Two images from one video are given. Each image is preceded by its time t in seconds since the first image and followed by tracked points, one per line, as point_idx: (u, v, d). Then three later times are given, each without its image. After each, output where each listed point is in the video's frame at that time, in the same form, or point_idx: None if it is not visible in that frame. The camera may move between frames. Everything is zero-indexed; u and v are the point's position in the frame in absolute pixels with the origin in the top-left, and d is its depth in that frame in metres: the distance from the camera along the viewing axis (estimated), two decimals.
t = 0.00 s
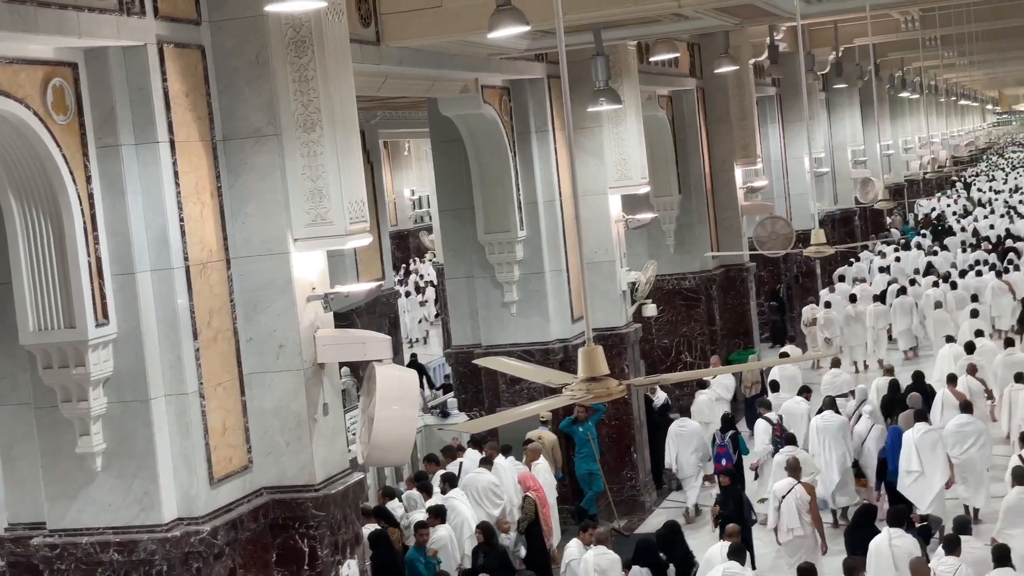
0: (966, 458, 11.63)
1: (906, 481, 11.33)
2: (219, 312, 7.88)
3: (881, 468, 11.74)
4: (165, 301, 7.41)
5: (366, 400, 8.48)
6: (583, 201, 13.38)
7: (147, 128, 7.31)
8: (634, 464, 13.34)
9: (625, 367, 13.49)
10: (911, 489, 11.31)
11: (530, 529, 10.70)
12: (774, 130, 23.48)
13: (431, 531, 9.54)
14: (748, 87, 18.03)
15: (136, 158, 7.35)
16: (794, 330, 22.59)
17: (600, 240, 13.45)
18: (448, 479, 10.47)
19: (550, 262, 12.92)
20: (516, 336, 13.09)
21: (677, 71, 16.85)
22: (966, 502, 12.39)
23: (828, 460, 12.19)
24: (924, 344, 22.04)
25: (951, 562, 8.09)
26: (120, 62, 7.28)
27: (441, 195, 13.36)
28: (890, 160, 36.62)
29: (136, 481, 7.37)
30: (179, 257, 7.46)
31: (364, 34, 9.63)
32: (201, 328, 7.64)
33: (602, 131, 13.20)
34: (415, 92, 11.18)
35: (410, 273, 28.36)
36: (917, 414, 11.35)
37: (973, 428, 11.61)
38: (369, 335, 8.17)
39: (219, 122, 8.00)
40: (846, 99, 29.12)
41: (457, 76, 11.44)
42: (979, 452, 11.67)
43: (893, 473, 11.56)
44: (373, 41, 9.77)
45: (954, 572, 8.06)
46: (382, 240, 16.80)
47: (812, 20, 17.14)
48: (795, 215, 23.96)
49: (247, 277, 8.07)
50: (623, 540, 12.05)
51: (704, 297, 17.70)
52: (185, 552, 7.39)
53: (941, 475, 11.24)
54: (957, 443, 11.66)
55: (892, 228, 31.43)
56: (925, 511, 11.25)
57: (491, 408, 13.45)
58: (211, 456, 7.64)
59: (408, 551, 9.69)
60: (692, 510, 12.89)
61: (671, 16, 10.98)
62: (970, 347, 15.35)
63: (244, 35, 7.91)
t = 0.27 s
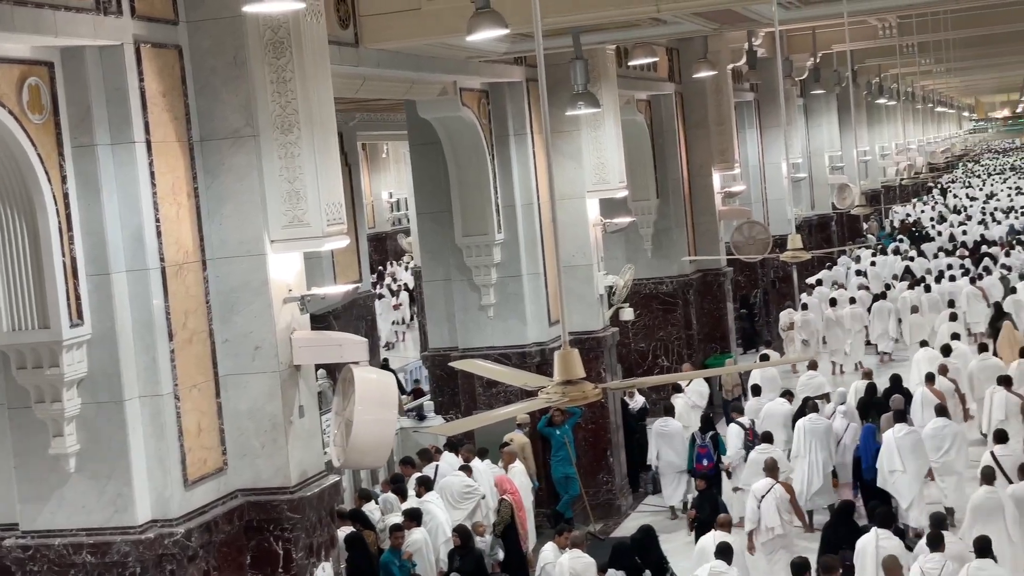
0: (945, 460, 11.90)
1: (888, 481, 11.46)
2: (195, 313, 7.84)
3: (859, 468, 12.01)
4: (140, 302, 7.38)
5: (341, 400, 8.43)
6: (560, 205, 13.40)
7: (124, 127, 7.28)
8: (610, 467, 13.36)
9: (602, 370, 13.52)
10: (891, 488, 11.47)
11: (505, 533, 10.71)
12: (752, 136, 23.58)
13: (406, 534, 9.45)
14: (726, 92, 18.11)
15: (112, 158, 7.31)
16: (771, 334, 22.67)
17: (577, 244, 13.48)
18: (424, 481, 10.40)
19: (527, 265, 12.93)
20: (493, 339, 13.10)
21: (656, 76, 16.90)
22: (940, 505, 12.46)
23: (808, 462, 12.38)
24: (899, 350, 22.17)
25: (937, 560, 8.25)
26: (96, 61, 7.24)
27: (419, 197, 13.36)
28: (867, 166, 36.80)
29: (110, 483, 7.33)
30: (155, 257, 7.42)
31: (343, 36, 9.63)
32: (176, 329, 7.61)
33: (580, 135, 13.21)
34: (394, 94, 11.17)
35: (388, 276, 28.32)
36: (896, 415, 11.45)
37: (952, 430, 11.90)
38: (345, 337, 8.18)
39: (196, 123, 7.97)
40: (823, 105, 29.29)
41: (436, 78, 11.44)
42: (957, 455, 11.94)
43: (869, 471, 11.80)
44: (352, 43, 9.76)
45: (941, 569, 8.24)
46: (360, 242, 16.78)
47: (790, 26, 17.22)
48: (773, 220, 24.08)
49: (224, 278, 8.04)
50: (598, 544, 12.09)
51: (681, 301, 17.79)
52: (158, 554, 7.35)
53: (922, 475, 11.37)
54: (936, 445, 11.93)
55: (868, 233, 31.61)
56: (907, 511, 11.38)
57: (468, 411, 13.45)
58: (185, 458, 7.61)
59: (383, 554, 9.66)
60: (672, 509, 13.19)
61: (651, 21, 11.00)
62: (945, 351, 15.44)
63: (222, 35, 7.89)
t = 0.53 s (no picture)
0: (916, 459, 12.11)
1: (861, 481, 11.58)
2: (168, 314, 7.81)
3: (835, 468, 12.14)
4: (112, 303, 7.33)
5: (313, 400, 8.35)
6: (536, 209, 13.42)
7: (97, 128, 7.23)
8: (584, 471, 13.38)
9: (576, 374, 13.54)
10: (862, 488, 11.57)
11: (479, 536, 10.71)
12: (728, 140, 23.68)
13: (379, 537, 9.46)
14: (702, 97, 18.18)
15: (84, 158, 7.26)
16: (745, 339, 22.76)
17: (553, 247, 13.50)
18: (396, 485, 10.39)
19: (502, 269, 12.95)
20: (468, 342, 13.09)
21: (632, 80, 16.95)
22: (912, 506, 12.52)
23: (789, 463, 12.46)
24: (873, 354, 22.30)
25: (925, 557, 8.22)
26: (69, 62, 7.20)
27: (394, 200, 13.35)
28: (841, 171, 37.01)
29: (81, 485, 7.28)
30: (127, 258, 7.38)
31: (319, 37, 9.61)
32: (149, 331, 7.57)
33: (556, 139, 13.23)
34: (370, 96, 11.15)
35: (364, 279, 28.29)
36: (868, 416, 11.64)
37: (926, 429, 12.04)
38: (320, 339, 8.09)
39: (170, 124, 7.92)
40: (798, 110, 29.44)
41: (411, 81, 11.43)
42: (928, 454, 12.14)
43: (843, 472, 11.89)
44: (328, 44, 9.75)
45: (928, 567, 8.21)
46: (334, 245, 16.74)
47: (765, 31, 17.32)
48: (748, 224, 24.17)
49: (197, 280, 8.01)
50: (572, 547, 12.10)
51: (656, 305, 17.81)
52: (129, 557, 7.30)
53: (893, 475, 11.54)
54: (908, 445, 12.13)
55: (843, 238, 31.79)
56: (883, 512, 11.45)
57: (442, 414, 13.43)
58: (157, 460, 7.57)
59: (356, 557, 9.63)
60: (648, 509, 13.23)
61: (627, 25, 11.03)
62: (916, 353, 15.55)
63: (196, 36, 7.85)
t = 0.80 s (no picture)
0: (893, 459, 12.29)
1: (831, 479, 11.73)
2: (137, 316, 7.76)
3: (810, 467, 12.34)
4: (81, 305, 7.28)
5: (283, 396, 8.24)
6: (509, 211, 13.43)
7: (66, 128, 7.18)
8: (556, 474, 13.40)
9: (549, 377, 13.55)
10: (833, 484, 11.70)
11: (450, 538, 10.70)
12: (701, 144, 23.77)
13: (351, 540, 9.44)
14: (676, 100, 18.24)
15: (54, 159, 7.21)
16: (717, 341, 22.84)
17: (526, 250, 13.51)
18: (368, 489, 10.38)
19: (475, 271, 12.94)
20: (440, 344, 13.08)
21: (605, 83, 16.98)
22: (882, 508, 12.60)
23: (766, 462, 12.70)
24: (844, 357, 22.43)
25: (907, 547, 8.45)
26: (39, 61, 7.14)
27: (367, 201, 13.32)
28: (813, 175, 37.21)
29: (49, 488, 7.23)
30: (96, 259, 7.33)
31: (292, 38, 9.58)
32: (118, 332, 7.52)
33: (529, 141, 13.24)
34: (343, 97, 11.12)
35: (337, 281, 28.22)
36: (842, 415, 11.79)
37: (903, 430, 12.28)
38: (292, 341, 8.03)
39: (140, 125, 7.88)
40: (771, 114, 29.58)
41: (384, 82, 11.41)
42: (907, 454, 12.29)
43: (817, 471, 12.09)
44: (301, 45, 9.72)
45: (910, 557, 8.43)
46: (307, 246, 16.69)
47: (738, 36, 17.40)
48: (721, 228, 24.26)
49: (168, 281, 7.96)
50: (544, 550, 12.11)
51: (629, 308, 17.84)
52: (98, 560, 7.26)
53: (864, 474, 11.68)
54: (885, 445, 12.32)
55: (815, 242, 31.97)
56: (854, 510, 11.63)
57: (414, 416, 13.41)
58: (126, 463, 7.52)
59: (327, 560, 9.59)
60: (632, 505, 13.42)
61: (601, 28, 11.05)
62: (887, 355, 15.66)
63: (167, 37, 7.81)
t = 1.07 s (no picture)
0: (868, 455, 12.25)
1: (804, 474, 12.01)
2: (104, 317, 7.71)
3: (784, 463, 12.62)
4: (47, 306, 7.22)
5: (249, 396, 8.11)
6: (479, 212, 13.43)
7: (33, 128, 7.12)
8: (526, 475, 13.42)
9: (519, 378, 13.56)
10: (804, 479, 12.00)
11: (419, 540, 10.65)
12: (671, 146, 23.87)
13: (320, 542, 9.42)
14: (646, 102, 18.31)
15: (19, 159, 7.15)
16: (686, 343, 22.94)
17: (496, 251, 13.51)
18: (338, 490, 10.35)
19: (445, 272, 12.94)
20: (410, 345, 13.07)
21: (576, 84, 17.02)
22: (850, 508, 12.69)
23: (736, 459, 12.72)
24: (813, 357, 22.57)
25: (880, 540, 8.54)
26: (5, 61, 7.09)
27: (336, 202, 13.28)
28: (783, 177, 37.40)
29: (15, 490, 7.17)
30: (63, 260, 7.27)
31: (261, 38, 9.55)
32: (85, 334, 7.47)
33: (499, 142, 13.26)
34: (313, 98, 11.09)
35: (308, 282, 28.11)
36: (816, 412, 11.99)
37: (875, 426, 12.25)
38: (260, 341, 8.00)
39: (107, 125, 7.82)
40: (741, 116, 29.73)
41: (354, 83, 11.39)
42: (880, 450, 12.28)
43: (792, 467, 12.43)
44: (270, 45, 9.69)
45: (884, 549, 8.52)
46: (276, 248, 16.62)
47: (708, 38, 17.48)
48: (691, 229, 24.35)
49: (135, 282, 7.91)
50: (514, 552, 12.11)
51: (599, 310, 17.87)
52: (64, 563, 7.21)
53: (838, 471, 11.89)
54: (858, 441, 12.31)
55: (784, 244, 32.15)
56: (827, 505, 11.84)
57: (384, 417, 13.39)
58: (93, 465, 7.47)
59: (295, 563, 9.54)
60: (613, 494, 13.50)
61: (571, 29, 11.07)
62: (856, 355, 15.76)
63: (135, 37, 7.76)
